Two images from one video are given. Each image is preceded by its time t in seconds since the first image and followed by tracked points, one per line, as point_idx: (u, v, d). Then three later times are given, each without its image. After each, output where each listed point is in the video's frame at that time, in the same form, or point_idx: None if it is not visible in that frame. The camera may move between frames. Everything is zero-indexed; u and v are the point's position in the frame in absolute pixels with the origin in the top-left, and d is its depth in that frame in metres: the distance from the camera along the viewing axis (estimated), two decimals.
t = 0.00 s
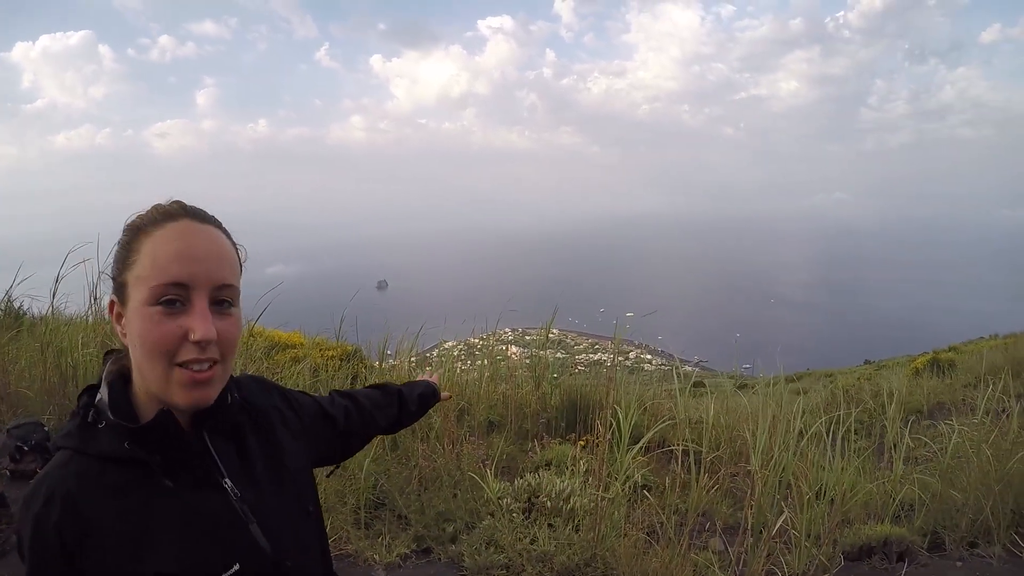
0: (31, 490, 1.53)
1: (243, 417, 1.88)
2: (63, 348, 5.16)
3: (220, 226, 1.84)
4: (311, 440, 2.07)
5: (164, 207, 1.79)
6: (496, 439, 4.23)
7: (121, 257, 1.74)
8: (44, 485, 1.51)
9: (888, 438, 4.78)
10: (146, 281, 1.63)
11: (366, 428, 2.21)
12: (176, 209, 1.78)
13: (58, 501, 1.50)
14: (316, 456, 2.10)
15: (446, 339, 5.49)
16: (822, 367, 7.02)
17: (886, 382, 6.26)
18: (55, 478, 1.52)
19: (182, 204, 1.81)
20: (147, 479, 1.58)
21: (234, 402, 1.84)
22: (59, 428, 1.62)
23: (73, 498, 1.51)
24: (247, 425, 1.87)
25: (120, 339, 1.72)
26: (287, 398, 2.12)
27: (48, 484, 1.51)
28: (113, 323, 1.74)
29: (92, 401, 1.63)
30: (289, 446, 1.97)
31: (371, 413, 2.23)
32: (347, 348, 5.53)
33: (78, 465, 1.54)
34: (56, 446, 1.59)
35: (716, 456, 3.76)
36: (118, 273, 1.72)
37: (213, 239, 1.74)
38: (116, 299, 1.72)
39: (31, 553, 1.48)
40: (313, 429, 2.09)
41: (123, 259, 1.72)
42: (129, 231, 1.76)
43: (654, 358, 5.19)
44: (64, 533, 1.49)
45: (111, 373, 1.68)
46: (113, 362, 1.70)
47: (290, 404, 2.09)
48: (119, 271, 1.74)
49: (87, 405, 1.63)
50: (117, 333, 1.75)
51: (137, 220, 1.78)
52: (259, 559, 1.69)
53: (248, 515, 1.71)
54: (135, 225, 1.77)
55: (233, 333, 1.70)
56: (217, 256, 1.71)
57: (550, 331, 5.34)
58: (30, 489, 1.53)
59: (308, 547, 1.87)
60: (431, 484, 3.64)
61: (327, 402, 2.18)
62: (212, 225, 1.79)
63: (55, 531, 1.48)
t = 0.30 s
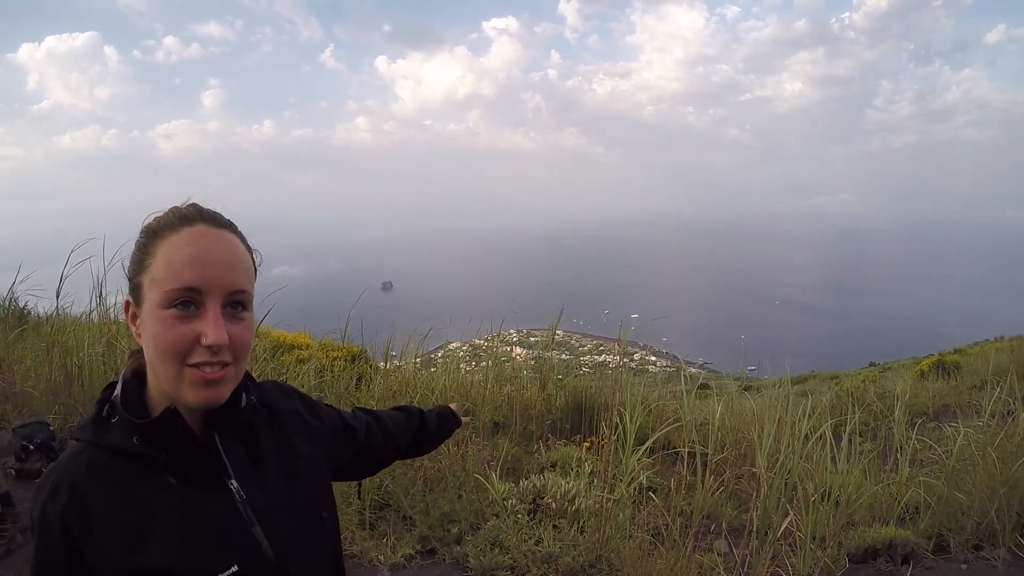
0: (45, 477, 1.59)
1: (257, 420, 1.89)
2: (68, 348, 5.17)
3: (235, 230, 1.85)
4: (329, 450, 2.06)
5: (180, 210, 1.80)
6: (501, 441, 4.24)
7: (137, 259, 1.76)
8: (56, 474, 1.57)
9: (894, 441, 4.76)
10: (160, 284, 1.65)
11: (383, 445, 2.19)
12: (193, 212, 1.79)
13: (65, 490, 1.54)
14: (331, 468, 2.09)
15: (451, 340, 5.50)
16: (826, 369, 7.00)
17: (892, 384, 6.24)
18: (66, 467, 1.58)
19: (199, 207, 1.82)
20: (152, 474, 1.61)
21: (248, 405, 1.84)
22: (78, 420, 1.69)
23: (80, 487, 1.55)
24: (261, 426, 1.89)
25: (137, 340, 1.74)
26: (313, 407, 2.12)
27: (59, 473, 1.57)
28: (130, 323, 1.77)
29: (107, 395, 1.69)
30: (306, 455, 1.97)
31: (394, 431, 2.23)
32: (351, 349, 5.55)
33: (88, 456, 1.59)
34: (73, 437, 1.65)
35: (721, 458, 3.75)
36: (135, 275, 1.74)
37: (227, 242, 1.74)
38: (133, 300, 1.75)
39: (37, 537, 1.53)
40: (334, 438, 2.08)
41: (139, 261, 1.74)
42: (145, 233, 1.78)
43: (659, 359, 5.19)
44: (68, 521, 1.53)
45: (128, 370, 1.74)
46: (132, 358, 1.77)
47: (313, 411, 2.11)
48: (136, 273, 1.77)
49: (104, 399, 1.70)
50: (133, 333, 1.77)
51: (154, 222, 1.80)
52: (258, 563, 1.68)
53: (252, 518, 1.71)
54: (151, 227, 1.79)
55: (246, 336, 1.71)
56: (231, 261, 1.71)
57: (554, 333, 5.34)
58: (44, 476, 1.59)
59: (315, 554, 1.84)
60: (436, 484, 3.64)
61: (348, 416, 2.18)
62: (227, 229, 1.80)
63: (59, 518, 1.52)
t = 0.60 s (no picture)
0: (55, 471, 1.67)
1: (261, 423, 1.85)
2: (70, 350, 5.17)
3: (229, 235, 1.84)
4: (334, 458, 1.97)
5: (175, 216, 1.80)
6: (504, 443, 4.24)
7: (134, 266, 1.77)
8: (63, 468, 1.64)
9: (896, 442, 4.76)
10: (156, 292, 1.65)
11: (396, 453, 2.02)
12: (187, 219, 1.79)
13: (68, 484, 1.61)
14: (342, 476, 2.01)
15: (451, 342, 5.50)
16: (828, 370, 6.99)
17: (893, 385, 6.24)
18: (72, 462, 1.64)
19: (193, 213, 1.82)
20: (148, 473, 1.64)
21: (253, 407, 1.81)
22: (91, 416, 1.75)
23: (81, 483, 1.61)
24: (264, 426, 1.86)
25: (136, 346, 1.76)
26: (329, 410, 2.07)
27: (66, 467, 1.64)
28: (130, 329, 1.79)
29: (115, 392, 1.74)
30: (305, 463, 1.90)
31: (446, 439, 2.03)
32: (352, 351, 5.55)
33: (92, 453, 1.65)
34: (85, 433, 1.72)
35: (723, 459, 3.75)
36: (132, 283, 1.75)
37: (221, 248, 1.74)
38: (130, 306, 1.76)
39: (44, 527, 1.61)
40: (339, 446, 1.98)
41: (135, 269, 1.75)
42: (141, 240, 1.79)
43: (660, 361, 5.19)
44: (70, 514, 1.59)
45: (135, 373, 1.80)
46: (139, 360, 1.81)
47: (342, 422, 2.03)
48: (133, 280, 1.78)
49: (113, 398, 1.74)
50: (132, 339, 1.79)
51: (149, 229, 1.80)
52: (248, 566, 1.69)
53: (245, 521, 1.71)
54: (147, 234, 1.80)
55: (242, 340, 1.70)
56: (225, 266, 1.70)
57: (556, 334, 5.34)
58: (54, 469, 1.67)
59: (316, 558, 1.81)
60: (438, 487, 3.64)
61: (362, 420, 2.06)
62: (221, 234, 1.79)
63: (61, 511, 1.59)
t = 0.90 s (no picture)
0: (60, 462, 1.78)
1: (249, 421, 1.79)
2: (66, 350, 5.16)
3: (223, 232, 1.84)
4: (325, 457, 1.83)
5: (170, 212, 1.81)
6: (499, 442, 4.25)
7: (130, 261, 1.79)
8: (63, 458, 1.74)
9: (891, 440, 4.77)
10: (149, 285, 1.67)
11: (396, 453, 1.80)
12: (182, 215, 1.80)
13: (65, 473, 1.71)
14: (343, 471, 1.86)
15: (447, 341, 5.50)
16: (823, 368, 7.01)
17: (887, 383, 6.26)
18: (70, 453, 1.74)
19: (188, 211, 1.82)
20: (132, 465, 1.69)
21: (241, 402, 1.77)
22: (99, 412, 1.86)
23: (74, 473, 1.70)
24: (252, 424, 1.79)
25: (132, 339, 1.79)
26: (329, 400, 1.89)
27: (65, 458, 1.73)
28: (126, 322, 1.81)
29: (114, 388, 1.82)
30: (289, 462, 1.79)
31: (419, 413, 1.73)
32: (348, 351, 5.55)
33: (88, 444, 1.73)
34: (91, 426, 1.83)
35: (717, 456, 3.76)
36: (128, 277, 1.77)
37: (212, 243, 1.74)
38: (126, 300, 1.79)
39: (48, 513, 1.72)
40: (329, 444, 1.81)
41: (131, 263, 1.77)
42: (137, 236, 1.80)
43: (656, 359, 5.19)
44: (64, 500, 1.69)
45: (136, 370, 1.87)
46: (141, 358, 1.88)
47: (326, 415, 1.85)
48: (128, 274, 1.80)
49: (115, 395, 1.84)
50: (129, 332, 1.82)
51: (145, 224, 1.82)
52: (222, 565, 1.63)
53: (221, 519, 1.66)
54: (143, 230, 1.81)
55: (231, 335, 1.70)
56: (216, 261, 1.70)
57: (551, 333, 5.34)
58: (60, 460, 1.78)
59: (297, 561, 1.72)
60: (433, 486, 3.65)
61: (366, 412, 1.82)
62: (213, 230, 1.80)
63: (58, 497, 1.69)
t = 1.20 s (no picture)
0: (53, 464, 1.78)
1: (246, 425, 1.79)
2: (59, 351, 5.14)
3: (218, 233, 1.86)
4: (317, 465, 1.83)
5: (166, 215, 1.84)
6: (493, 442, 4.25)
7: (126, 263, 1.80)
8: (56, 460, 1.74)
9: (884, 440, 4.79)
10: (142, 285, 1.68)
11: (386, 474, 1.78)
12: (177, 216, 1.82)
13: (58, 476, 1.70)
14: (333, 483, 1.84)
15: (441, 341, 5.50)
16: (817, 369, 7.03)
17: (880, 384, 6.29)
18: (63, 455, 1.73)
19: (184, 212, 1.85)
20: (125, 469, 1.69)
21: (237, 408, 1.75)
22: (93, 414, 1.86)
23: (67, 476, 1.69)
24: (247, 428, 1.78)
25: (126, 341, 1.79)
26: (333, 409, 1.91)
27: (58, 461, 1.73)
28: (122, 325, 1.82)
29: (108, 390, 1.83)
30: (282, 467, 1.78)
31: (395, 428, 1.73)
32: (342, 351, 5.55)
33: (81, 447, 1.73)
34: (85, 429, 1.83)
35: (710, 457, 3.76)
36: (123, 279, 1.78)
37: (206, 243, 1.76)
38: (121, 301, 1.79)
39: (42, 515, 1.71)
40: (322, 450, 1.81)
41: (126, 264, 1.78)
42: (133, 238, 1.82)
43: (650, 360, 5.20)
44: (58, 503, 1.68)
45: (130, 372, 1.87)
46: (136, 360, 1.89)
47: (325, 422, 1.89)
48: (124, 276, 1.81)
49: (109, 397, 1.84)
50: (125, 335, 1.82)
51: (142, 227, 1.85)
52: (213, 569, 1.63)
53: (213, 523, 1.66)
54: (139, 233, 1.84)
55: (224, 335, 1.69)
56: (209, 260, 1.71)
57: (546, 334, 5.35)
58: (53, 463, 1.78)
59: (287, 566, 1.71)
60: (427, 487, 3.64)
61: (365, 430, 1.82)
62: (208, 231, 1.81)
63: (52, 500, 1.69)
